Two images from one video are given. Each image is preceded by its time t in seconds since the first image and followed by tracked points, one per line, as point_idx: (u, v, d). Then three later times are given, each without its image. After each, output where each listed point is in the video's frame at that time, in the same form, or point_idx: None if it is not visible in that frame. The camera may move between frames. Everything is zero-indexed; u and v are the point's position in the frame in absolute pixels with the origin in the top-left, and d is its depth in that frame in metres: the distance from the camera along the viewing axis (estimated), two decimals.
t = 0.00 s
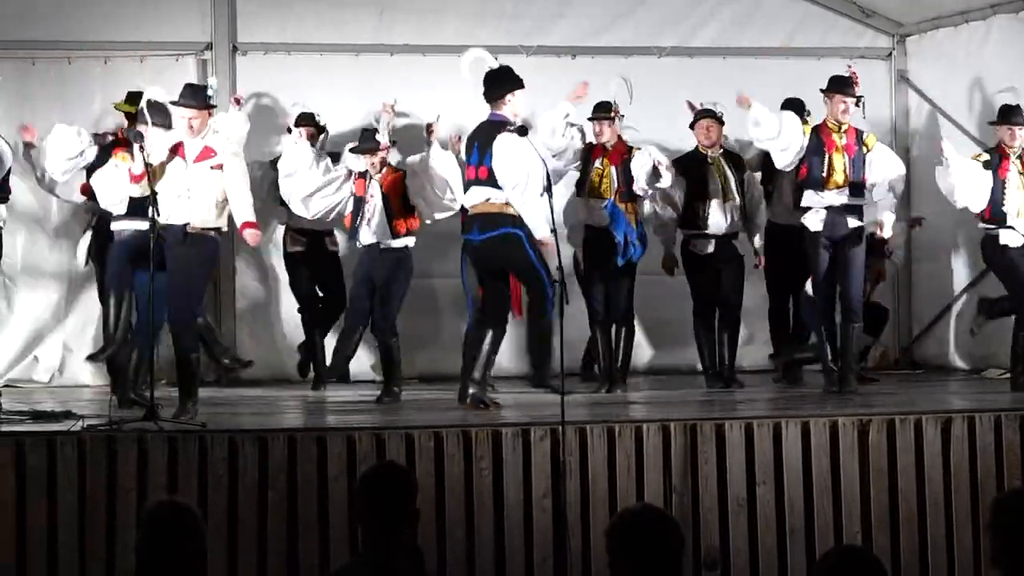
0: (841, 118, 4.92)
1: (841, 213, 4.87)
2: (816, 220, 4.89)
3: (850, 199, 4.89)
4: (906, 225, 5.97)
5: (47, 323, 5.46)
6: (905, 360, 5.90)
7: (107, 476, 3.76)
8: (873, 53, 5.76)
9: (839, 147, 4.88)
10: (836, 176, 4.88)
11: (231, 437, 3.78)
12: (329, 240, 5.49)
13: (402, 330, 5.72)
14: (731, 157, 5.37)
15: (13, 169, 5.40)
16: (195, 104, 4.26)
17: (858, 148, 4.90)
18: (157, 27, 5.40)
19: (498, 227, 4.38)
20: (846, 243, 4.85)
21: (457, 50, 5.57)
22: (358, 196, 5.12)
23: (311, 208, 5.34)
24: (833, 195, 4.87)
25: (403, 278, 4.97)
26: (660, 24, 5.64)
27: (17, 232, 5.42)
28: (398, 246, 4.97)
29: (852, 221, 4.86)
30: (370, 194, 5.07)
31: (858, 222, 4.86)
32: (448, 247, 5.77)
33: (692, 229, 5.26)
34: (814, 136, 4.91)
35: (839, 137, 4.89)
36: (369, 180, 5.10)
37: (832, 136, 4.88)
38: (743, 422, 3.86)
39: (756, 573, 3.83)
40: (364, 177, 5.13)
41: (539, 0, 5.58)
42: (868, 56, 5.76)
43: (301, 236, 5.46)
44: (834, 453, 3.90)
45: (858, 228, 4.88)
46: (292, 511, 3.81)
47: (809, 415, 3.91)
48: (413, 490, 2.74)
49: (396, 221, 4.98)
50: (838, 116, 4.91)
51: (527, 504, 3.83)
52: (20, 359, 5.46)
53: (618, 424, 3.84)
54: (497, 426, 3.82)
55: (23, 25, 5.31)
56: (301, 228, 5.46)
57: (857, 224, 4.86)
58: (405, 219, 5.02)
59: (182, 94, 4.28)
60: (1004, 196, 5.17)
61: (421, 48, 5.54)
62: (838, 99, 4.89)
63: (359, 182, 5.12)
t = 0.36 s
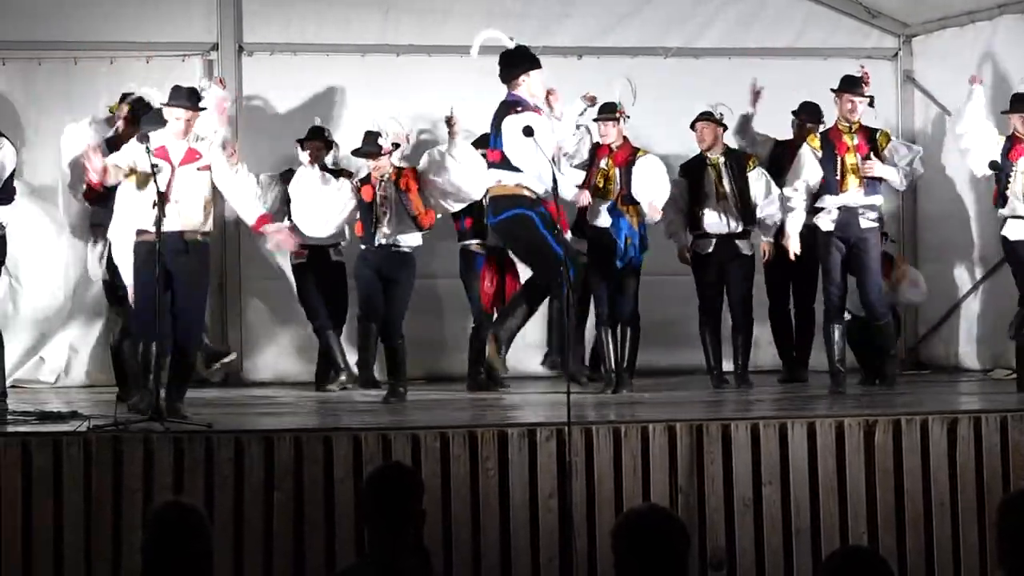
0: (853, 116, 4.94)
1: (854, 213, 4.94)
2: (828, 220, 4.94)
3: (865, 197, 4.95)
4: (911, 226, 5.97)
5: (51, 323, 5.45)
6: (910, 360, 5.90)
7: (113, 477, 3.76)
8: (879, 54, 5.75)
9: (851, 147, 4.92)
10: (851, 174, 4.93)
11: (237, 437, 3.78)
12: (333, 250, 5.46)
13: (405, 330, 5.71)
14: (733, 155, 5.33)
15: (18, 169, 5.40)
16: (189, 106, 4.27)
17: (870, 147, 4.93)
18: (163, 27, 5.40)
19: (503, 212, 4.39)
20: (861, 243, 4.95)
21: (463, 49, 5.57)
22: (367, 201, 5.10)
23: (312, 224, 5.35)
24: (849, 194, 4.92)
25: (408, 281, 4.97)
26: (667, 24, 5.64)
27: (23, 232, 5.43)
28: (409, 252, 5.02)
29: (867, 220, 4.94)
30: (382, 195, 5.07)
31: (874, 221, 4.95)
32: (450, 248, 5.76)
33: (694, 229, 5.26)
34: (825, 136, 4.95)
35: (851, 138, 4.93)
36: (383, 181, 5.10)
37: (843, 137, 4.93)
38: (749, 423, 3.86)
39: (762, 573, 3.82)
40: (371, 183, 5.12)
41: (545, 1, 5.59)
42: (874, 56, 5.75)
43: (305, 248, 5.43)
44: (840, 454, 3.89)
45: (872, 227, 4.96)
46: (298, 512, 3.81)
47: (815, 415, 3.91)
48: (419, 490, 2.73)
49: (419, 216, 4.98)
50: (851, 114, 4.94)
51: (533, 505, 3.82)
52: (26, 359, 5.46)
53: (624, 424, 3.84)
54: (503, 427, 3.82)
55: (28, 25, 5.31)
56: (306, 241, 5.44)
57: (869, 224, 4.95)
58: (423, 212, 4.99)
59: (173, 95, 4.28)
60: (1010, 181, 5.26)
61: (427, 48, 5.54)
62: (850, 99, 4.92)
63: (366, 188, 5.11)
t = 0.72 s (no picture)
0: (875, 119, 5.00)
1: (878, 217, 4.94)
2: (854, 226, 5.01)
3: (885, 202, 4.95)
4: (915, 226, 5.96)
5: (55, 323, 5.45)
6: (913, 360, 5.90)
7: (117, 476, 3.76)
8: (883, 54, 5.74)
9: (870, 151, 5.00)
10: (870, 179, 4.99)
11: (241, 437, 3.78)
12: (330, 246, 5.37)
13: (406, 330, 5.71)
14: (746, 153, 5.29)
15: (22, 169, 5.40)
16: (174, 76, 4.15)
17: (891, 151, 4.96)
18: (168, 27, 5.40)
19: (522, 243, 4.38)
20: (885, 249, 4.93)
21: (466, 50, 5.57)
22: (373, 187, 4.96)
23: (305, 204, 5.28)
24: (869, 197, 4.97)
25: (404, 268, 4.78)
26: (670, 24, 5.63)
27: (26, 232, 5.41)
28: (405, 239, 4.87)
29: (889, 224, 4.91)
30: (389, 181, 4.99)
31: (896, 226, 4.92)
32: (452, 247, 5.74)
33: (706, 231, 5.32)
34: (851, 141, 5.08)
35: (872, 141, 5.00)
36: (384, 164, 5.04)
37: (865, 141, 5.02)
38: (752, 423, 3.86)
39: (766, 573, 3.82)
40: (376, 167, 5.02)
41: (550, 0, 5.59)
42: (877, 56, 5.74)
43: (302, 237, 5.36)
44: (844, 454, 3.89)
45: (897, 233, 4.92)
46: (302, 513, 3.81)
47: (819, 415, 3.91)
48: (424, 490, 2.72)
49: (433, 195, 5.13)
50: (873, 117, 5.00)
51: (536, 505, 3.82)
52: (30, 359, 5.45)
53: (628, 424, 3.84)
54: (507, 427, 3.82)
55: (33, 25, 5.31)
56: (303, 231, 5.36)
57: (893, 229, 4.91)
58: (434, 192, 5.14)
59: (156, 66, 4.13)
60: None
61: (431, 48, 5.54)
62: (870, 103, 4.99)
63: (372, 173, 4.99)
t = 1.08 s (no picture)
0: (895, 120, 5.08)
1: (898, 215, 5.02)
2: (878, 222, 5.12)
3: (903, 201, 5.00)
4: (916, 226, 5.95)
5: (56, 323, 5.45)
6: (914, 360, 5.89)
7: (118, 477, 3.76)
8: (884, 54, 5.71)
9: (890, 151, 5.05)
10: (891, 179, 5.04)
11: (241, 437, 3.78)
12: (308, 250, 5.38)
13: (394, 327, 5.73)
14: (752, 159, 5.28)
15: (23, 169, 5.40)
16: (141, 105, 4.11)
17: (910, 152, 4.99)
18: (169, 26, 5.39)
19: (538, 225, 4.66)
20: (905, 245, 5.02)
21: (466, 50, 5.56)
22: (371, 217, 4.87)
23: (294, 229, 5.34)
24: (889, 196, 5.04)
25: (401, 290, 4.78)
26: (671, 24, 5.63)
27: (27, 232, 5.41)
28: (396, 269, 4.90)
29: (907, 222, 4.99)
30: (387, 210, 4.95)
31: (916, 224, 4.98)
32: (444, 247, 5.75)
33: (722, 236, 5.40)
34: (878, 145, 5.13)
35: (893, 142, 5.05)
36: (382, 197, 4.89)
37: (886, 142, 5.07)
38: (753, 423, 3.86)
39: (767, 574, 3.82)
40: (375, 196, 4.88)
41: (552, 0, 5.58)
42: (878, 56, 5.71)
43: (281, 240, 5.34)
44: (845, 454, 3.89)
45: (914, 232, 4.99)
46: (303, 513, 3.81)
47: (820, 415, 3.90)
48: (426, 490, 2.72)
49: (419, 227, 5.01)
50: (895, 119, 5.08)
51: (537, 505, 3.82)
52: (31, 359, 5.44)
53: (629, 423, 3.83)
54: (508, 426, 3.82)
55: (34, 25, 5.31)
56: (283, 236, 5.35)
57: (912, 227, 4.99)
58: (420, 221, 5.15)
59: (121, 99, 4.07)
60: None
61: (433, 48, 5.53)
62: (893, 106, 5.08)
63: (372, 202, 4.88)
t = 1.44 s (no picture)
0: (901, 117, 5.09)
1: (902, 213, 5.01)
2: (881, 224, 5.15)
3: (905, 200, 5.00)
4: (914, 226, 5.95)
5: (55, 322, 5.43)
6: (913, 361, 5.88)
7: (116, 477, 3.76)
8: (881, 54, 5.73)
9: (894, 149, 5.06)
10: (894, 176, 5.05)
11: (239, 436, 3.79)
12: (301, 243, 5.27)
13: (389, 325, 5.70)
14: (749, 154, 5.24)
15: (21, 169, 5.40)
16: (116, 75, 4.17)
17: (913, 149, 4.99)
18: (167, 26, 5.39)
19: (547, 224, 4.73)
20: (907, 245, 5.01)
21: (465, 50, 5.56)
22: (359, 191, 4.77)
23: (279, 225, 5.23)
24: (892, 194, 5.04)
25: (389, 273, 4.77)
26: (669, 24, 5.64)
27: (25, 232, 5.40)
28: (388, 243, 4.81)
29: (909, 222, 4.98)
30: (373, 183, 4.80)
31: (918, 224, 4.96)
32: (434, 246, 5.73)
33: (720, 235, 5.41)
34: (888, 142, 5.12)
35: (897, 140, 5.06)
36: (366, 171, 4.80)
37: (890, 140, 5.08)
38: (750, 423, 3.86)
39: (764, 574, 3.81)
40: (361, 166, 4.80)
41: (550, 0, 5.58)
42: (876, 56, 5.72)
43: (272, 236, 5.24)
44: (842, 454, 3.89)
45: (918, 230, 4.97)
46: (300, 514, 3.81)
47: (816, 415, 3.90)
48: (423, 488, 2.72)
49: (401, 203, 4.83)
50: (901, 116, 5.09)
51: (535, 505, 3.82)
52: (27, 358, 5.43)
53: (625, 423, 3.84)
54: (505, 427, 3.82)
55: (32, 24, 5.30)
56: (274, 229, 5.25)
57: (914, 225, 4.97)
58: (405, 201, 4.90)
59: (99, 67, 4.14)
60: None
61: (431, 48, 5.53)
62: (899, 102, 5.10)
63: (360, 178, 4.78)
